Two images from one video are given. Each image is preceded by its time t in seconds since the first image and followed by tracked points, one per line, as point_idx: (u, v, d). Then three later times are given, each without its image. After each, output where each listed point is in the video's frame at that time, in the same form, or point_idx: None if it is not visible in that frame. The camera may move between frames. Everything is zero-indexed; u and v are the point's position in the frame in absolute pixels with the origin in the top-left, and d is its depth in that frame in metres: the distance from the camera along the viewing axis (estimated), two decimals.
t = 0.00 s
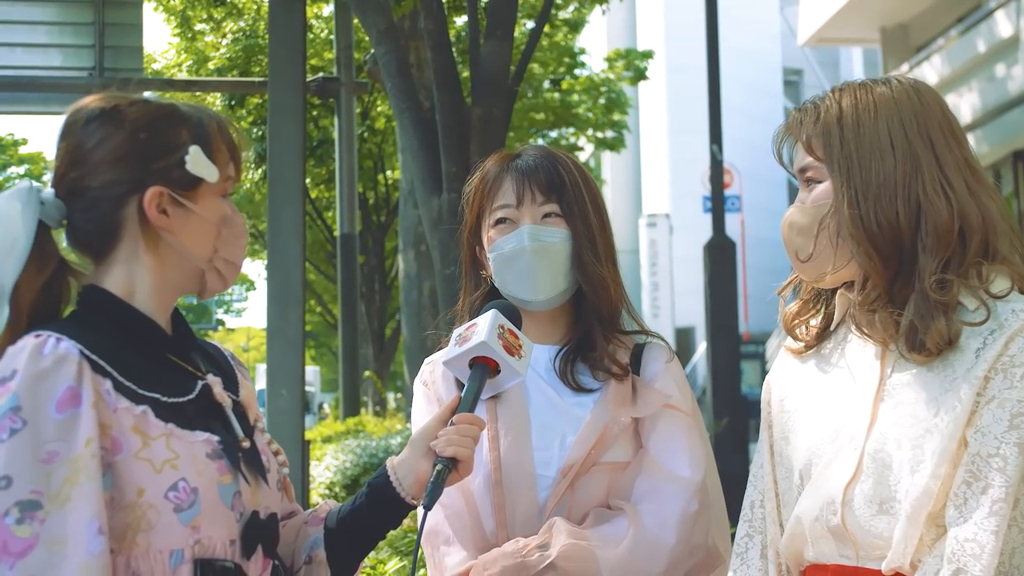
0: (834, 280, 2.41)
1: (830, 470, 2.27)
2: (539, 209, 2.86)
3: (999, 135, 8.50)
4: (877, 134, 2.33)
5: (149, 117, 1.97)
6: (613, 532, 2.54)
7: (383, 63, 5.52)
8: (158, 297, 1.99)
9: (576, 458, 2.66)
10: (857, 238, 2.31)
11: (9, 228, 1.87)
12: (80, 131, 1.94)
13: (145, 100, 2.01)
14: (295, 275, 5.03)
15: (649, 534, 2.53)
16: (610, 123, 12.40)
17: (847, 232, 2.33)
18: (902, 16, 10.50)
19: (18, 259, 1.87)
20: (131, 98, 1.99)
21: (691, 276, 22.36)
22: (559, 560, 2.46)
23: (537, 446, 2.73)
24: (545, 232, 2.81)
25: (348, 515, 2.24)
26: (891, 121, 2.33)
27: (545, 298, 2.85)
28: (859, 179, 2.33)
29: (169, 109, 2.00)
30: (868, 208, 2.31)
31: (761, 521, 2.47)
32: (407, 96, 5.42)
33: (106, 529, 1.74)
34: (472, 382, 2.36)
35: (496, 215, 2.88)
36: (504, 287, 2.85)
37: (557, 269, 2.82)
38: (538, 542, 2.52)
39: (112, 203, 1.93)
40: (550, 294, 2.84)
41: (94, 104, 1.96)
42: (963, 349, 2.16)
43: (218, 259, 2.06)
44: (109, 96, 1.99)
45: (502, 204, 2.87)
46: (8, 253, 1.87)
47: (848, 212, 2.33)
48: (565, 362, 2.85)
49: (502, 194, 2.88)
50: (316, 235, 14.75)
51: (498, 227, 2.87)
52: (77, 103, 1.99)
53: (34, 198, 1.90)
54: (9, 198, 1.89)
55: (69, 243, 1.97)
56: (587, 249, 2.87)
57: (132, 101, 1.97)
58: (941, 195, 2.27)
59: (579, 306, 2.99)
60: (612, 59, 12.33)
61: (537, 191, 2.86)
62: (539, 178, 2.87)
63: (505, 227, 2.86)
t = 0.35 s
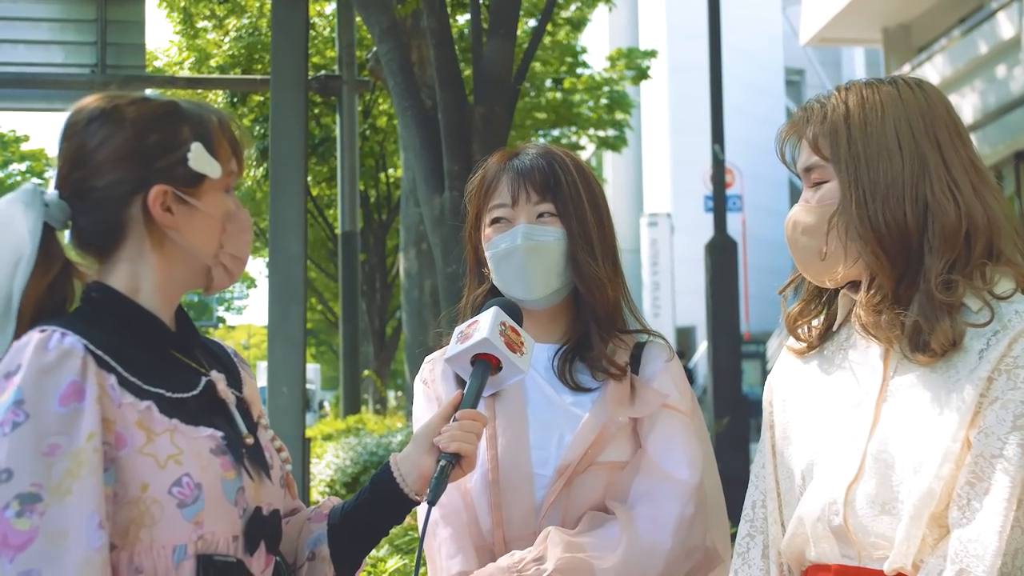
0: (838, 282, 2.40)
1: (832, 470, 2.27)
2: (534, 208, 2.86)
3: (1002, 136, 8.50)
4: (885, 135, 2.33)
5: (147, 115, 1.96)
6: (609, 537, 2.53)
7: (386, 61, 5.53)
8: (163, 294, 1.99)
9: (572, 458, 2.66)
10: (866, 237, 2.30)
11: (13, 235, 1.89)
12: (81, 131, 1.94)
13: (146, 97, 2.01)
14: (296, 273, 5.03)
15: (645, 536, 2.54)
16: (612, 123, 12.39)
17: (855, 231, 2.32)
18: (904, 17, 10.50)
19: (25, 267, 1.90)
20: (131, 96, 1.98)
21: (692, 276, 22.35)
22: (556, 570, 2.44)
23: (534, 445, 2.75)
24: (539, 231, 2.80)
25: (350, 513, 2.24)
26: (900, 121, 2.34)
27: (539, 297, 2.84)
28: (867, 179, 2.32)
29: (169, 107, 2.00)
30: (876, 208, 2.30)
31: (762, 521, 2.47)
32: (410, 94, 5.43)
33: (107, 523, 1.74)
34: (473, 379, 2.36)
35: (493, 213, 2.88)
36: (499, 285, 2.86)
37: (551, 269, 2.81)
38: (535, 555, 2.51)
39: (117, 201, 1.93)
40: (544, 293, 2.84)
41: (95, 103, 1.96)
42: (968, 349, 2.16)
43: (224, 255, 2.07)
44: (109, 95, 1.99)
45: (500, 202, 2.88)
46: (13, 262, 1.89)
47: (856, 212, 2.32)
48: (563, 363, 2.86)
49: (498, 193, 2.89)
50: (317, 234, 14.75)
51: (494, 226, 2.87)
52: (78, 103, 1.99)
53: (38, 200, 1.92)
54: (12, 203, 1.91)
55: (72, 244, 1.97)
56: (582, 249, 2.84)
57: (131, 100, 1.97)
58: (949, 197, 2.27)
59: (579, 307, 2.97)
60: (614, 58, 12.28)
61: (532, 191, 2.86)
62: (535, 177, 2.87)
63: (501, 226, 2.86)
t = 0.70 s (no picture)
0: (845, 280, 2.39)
1: (830, 469, 2.27)
2: (526, 205, 2.85)
3: (1003, 135, 8.51)
4: (887, 132, 2.33)
5: (175, 118, 1.98)
6: (606, 541, 2.53)
7: (387, 60, 5.53)
8: (162, 295, 1.98)
9: (570, 457, 2.66)
10: (871, 235, 2.29)
11: (26, 208, 1.89)
12: (107, 120, 1.95)
13: (178, 98, 2.02)
14: (296, 271, 5.03)
15: (641, 538, 2.52)
16: (613, 121, 12.38)
17: (861, 230, 2.31)
18: (905, 16, 10.48)
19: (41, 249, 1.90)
20: (163, 95, 2.00)
21: (693, 274, 22.35)
22: None
23: (533, 444, 2.76)
24: (528, 229, 2.80)
25: (349, 511, 2.24)
26: (900, 119, 2.33)
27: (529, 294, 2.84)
28: (871, 179, 2.31)
29: (199, 113, 2.02)
30: (881, 206, 2.29)
31: (762, 519, 2.47)
32: (411, 92, 5.43)
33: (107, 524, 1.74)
34: (472, 377, 2.36)
35: (487, 210, 2.89)
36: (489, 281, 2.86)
37: (540, 267, 2.80)
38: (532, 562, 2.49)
39: (125, 196, 1.93)
40: (532, 291, 2.84)
41: (124, 97, 1.97)
42: (969, 347, 2.16)
43: (224, 267, 2.07)
44: (142, 90, 2.01)
45: (494, 198, 2.88)
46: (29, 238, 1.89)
47: (860, 211, 2.31)
48: (560, 363, 2.85)
49: (492, 189, 2.90)
50: (318, 232, 14.74)
51: (488, 222, 2.88)
52: (105, 95, 2.01)
53: (53, 178, 1.92)
54: (27, 175, 1.91)
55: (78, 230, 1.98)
56: (572, 246, 2.83)
57: (165, 99, 1.99)
58: (952, 193, 2.27)
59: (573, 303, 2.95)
60: (615, 59, 12.47)
61: (523, 187, 2.86)
62: (525, 174, 2.86)
63: (494, 223, 2.86)
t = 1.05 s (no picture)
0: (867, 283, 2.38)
1: (830, 469, 2.29)
2: (540, 206, 2.87)
3: (1004, 134, 8.55)
4: (902, 132, 2.34)
5: (179, 116, 1.99)
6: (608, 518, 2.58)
7: (390, 57, 5.53)
8: (184, 293, 2.02)
9: (575, 452, 2.67)
10: (900, 236, 2.29)
11: (43, 225, 1.88)
12: (111, 128, 1.96)
13: (175, 96, 2.03)
14: (300, 268, 5.06)
15: (645, 525, 2.56)
16: (615, 118, 12.41)
17: (887, 233, 2.31)
18: (907, 14, 10.50)
19: (73, 265, 1.92)
20: (162, 95, 2.01)
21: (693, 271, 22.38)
22: (551, 541, 2.53)
23: (536, 442, 2.77)
24: (544, 230, 2.82)
25: (361, 507, 2.27)
26: (913, 118, 2.35)
27: (541, 295, 2.86)
28: (894, 180, 2.31)
29: (199, 107, 2.03)
30: (907, 204, 2.30)
31: (760, 518, 2.50)
32: (415, 89, 5.44)
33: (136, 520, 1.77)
34: (481, 375, 2.39)
35: (499, 209, 2.89)
36: (501, 281, 2.88)
37: (554, 267, 2.82)
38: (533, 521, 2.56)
39: (141, 201, 1.95)
40: (546, 292, 2.86)
41: (125, 101, 1.98)
42: (986, 336, 2.18)
43: (245, 255, 2.09)
44: (140, 93, 2.01)
45: (505, 198, 2.88)
46: (62, 259, 1.90)
47: (888, 211, 2.31)
48: (564, 362, 2.88)
49: (505, 188, 2.90)
50: (320, 226, 14.76)
51: (500, 221, 2.88)
52: (108, 98, 2.02)
53: (66, 193, 1.92)
54: (39, 195, 1.90)
55: (95, 241, 1.99)
56: (587, 249, 2.86)
57: (164, 100, 2.00)
58: (970, 186, 2.32)
59: (580, 305, 2.99)
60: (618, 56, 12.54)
61: (539, 189, 2.87)
62: (542, 175, 2.88)
63: (507, 222, 2.87)
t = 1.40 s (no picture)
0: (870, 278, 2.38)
1: (829, 469, 2.29)
2: (541, 204, 2.87)
3: (1005, 135, 8.55)
4: (913, 128, 2.34)
5: (175, 113, 1.99)
6: (612, 534, 2.56)
7: (391, 55, 5.53)
8: (184, 290, 2.02)
9: (575, 452, 2.68)
10: (906, 230, 2.29)
11: (43, 224, 1.88)
12: (108, 127, 1.97)
13: (169, 93, 2.04)
14: (301, 264, 5.07)
15: (647, 534, 2.55)
16: (616, 117, 12.42)
17: (893, 226, 2.31)
18: (909, 15, 10.50)
19: (73, 264, 1.91)
20: (156, 92, 2.01)
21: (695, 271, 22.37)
22: (560, 565, 2.48)
23: (536, 441, 2.77)
24: (544, 228, 2.82)
25: (359, 504, 2.28)
26: (925, 115, 2.35)
27: (542, 293, 2.86)
28: (903, 175, 2.31)
29: (194, 103, 2.03)
30: (915, 200, 2.30)
31: (757, 516, 2.49)
32: (416, 87, 5.45)
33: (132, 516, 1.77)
34: (480, 371, 2.39)
35: (499, 208, 2.89)
36: (501, 280, 2.87)
37: (555, 265, 2.83)
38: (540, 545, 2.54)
39: (141, 198, 1.96)
40: (546, 290, 2.86)
41: (121, 99, 1.99)
42: (987, 337, 2.18)
43: (245, 250, 2.09)
44: (134, 91, 2.02)
45: (506, 197, 2.89)
46: (62, 258, 1.89)
47: (895, 205, 2.31)
48: (565, 359, 2.88)
49: (505, 187, 2.90)
50: (321, 224, 14.77)
51: (501, 220, 2.88)
52: (104, 96, 2.02)
53: (65, 192, 1.92)
54: (39, 194, 1.91)
55: (96, 240, 1.99)
56: (587, 247, 2.86)
57: (158, 97, 2.00)
58: (979, 185, 2.32)
59: (581, 304, 2.99)
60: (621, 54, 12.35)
61: (539, 187, 2.87)
62: (542, 173, 2.88)
63: (508, 221, 2.87)
